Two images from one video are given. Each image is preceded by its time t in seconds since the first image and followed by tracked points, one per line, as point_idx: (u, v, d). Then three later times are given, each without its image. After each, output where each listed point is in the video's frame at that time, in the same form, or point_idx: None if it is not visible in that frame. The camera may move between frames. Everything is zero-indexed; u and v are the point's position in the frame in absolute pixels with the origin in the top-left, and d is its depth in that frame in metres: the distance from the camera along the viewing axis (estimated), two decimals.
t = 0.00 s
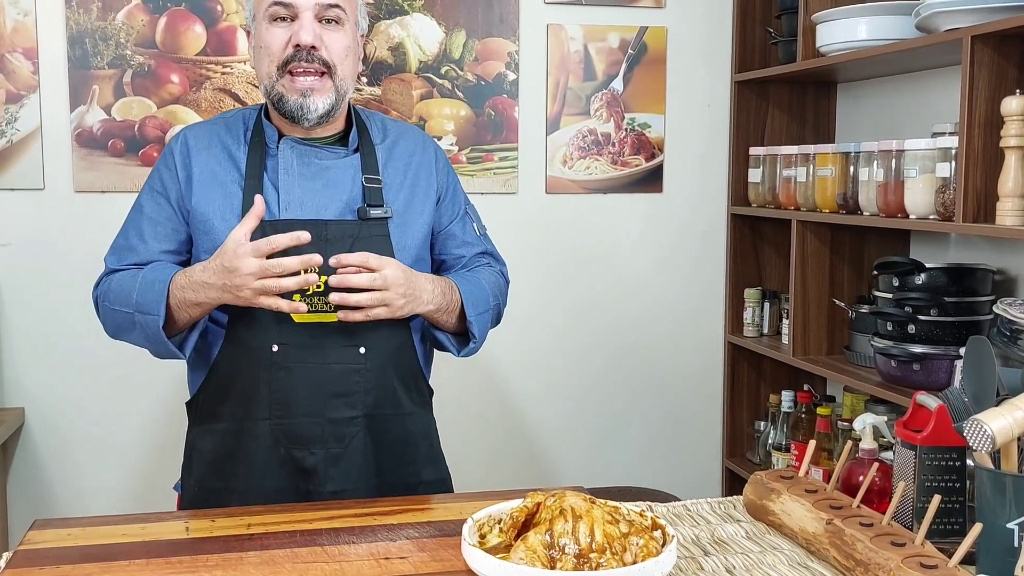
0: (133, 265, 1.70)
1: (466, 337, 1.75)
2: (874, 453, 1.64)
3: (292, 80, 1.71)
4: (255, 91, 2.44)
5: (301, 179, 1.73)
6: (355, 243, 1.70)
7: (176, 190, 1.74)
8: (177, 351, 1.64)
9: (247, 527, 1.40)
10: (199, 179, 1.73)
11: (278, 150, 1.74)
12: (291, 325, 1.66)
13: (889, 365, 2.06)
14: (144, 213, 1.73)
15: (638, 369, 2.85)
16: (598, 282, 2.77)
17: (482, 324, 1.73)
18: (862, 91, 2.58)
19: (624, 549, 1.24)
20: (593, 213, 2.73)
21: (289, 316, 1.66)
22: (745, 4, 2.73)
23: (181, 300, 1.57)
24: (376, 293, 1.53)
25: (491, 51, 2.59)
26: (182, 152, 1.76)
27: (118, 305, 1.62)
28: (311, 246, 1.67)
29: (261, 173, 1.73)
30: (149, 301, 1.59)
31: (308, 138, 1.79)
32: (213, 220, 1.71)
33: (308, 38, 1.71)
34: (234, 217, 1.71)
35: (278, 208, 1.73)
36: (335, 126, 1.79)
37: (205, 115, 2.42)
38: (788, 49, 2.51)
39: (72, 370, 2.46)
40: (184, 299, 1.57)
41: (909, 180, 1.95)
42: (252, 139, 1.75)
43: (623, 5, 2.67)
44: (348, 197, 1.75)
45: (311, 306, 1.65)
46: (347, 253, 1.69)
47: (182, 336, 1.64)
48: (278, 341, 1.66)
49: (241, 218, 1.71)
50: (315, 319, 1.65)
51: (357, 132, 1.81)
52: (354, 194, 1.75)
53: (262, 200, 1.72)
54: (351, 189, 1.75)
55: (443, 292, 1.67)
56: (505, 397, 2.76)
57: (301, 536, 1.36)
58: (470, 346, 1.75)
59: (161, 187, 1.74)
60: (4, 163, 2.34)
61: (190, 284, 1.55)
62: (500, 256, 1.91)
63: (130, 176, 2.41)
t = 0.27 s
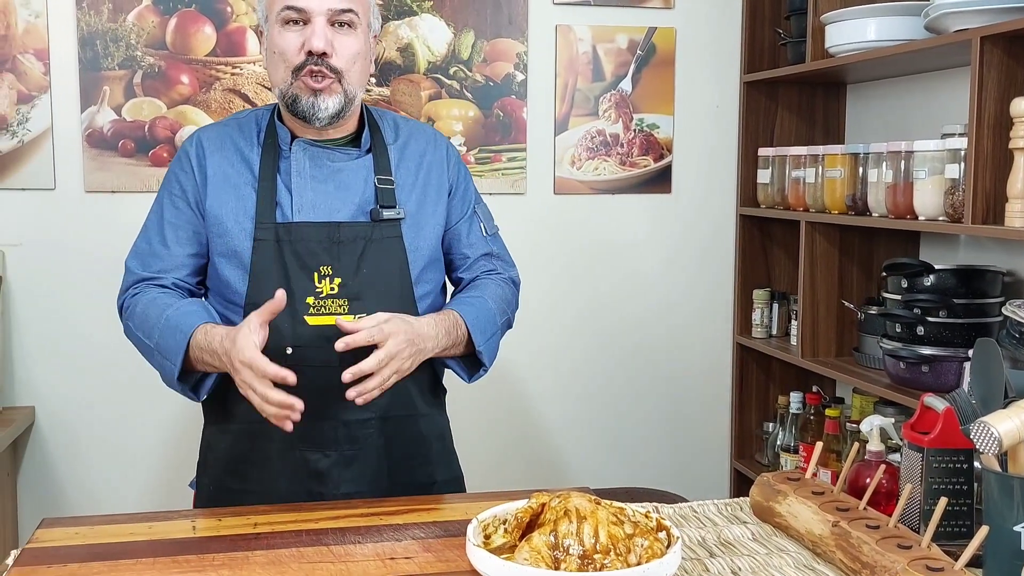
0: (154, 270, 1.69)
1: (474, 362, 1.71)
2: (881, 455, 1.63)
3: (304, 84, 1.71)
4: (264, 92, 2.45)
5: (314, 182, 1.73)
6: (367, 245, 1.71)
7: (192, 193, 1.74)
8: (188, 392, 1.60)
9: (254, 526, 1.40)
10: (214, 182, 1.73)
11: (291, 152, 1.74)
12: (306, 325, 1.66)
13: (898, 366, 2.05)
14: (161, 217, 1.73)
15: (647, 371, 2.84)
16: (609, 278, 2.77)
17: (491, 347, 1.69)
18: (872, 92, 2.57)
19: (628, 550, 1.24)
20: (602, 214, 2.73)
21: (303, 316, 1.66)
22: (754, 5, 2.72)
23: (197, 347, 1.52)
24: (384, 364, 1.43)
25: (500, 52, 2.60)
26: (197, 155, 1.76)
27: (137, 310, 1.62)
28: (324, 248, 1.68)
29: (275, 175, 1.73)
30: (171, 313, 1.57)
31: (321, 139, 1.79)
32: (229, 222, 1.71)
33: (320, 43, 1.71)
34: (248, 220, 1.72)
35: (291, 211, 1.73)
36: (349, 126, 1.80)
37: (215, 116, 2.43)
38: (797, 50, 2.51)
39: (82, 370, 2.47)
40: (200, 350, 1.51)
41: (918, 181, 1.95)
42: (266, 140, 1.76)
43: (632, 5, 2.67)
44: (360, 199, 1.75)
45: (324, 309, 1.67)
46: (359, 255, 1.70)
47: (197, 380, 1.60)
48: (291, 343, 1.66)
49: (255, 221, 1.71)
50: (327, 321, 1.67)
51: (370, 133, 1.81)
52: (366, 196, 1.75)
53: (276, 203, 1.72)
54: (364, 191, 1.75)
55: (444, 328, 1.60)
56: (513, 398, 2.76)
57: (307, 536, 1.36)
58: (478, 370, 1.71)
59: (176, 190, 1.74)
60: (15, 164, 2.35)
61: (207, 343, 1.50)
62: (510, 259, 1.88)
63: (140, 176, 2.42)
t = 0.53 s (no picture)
0: (168, 268, 1.69)
1: (494, 357, 1.70)
2: (880, 456, 1.63)
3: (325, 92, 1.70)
4: (266, 93, 2.46)
5: (329, 181, 1.74)
6: (381, 245, 1.71)
7: (207, 192, 1.74)
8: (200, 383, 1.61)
9: (253, 526, 1.41)
10: (230, 181, 1.74)
11: (306, 152, 1.75)
12: (319, 325, 1.66)
13: (899, 366, 2.05)
14: (176, 215, 1.73)
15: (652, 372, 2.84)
16: (607, 274, 2.76)
17: (511, 340, 1.67)
18: (875, 92, 2.57)
19: (625, 550, 1.24)
20: (604, 212, 2.73)
21: (316, 316, 1.66)
22: (757, 4, 2.72)
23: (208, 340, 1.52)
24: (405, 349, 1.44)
25: (502, 52, 2.60)
26: (212, 154, 1.76)
27: (150, 306, 1.62)
28: (338, 248, 1.68)
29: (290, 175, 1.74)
30: (182, 303, 1.57)
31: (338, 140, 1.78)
32: (244, 221, 1.72)
33: (341, 50, 1.69)
34: (263, 220, 1.72)
35: (306, 211, 1.74)
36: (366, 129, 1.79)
37: (217, 117, 2.44)
38: (799, 50, 2.51)
39: (86, 370, 2.48)
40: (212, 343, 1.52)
41: (920, 181, 1.94)
42: (281, 141, 1.76)
43: (633, 5, 2.67)
44: (375, 199, 1.75)
45: (337, 309, 1.67)
46: (373, 255, 1.70)
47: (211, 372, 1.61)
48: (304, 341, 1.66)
49: (270, 221, 1.72)
50: (339, 321, 1.67)
51: (385, 133, 1.80)
52: (381, 195, 1.76)
53: (291, 202, 1.73)
54: (378, 191, 1.76)
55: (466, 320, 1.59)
56: (516, 398, 2.76)
57: (306, 535, 1.37)
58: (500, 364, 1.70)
59: (192, 189, 1.74)
60: (18, 164, 2.36)
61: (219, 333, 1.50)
62: (527, 256, 1.88)
63: (142, 177, 2.42)
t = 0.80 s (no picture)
0: (198, 271, 1.73)
1: (543, 358, 1.67)
2: (886, 456, 1.61)
3: (372, 121, 1.69)
4: (273, 94, 2.46)
5: (356, 183, 1.75)
6: (407, 247, 1.72)
7: (235, 194, 1.77)
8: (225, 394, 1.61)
9: (257, 525, 1.41)
10: (257, 183, 1.76)
11: (335, 155, 1.76)
12: (344, 325, 1.67)
13: (906, 366, 2.03)
14: (206, 218, 1.76)
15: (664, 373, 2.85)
16: (611, 276, 2.76)
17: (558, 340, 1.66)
18: (882, 90, 2.56)
19: (627, 550, 1.24)
20: (603, 215, 2.73)
21: (342, 316, 1.67)
22: (763, 3, 2.72)
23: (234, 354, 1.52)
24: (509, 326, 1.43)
25: (508, 52, 2.60)
26: (241, 157, 1.79)
27: (180, 310, 1.65)
28: (364, 249, 1.69)
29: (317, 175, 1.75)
30: (211, 318, 1.58)
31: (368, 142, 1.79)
32: (271, 223, 1.74)
33: (392, 83, 1.65)
34: (290, 220, 1.74)
35: (333, 212, 1.75)
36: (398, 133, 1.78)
37: (224, 118, 2.45)
38: (806, 48, 2.50)
39: (95, 370, 2.50)
40: (238, 359, 1.51)
41: (926, 180, 1.93)
42: (309, 142, 1.78)
43: (639, 4, 2.67)
44: (401, 201, 1.76)
45: (363, 309, 1.68)
46: (399, 256, 1.71)
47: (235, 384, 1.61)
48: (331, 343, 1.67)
49: (296, 222, 1.73)
50: (367, 322, 1.67)
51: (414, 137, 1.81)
52: (408, 198, 1.77)
53: (318, 204, 1.75)
54: (406, 194, 1.77)
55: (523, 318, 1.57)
56: (525, 398, 2.76)
57: (309, 535, 1.37)
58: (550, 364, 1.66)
59: (221, 191, 1.77)
60: (27, 166, 2.38)
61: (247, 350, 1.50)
62: (554, 260, 1.89)
63: (150, 178, 2.44)
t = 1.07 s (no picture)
0: (230, 268, 1.74)
1: (580, 358, 1.66)
2: (893, 457, 1.60)
3: (397, 106, 1.69)
4: (282, 94, 2.47)
5: (390, 185, 1.76)
6: (440, 249, 1.73)
7: (269, 193, 1.78)
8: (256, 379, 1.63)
9: (264, 524, 1.41)
10: (291, 183, 1.77)
11: (370, 156, 1.77)
12: (377, 328, 1.68)
13: (916, 366, 2.02)
14: (238, 215, 1.77)
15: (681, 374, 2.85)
16: (619, 279, 2.76)
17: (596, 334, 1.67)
18: (893, 88, 2.55)
19: (631, 551, 1.24)
20: (607, 218, 2.72)
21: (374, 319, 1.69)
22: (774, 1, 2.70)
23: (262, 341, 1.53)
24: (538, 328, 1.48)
25: (517, 52, 2.60)
26: (276, 156, 1.80)
27: (211, 303, 1.66)
28: (398, 252, 1.71)
29: (352, 177, 1.77)
30: (240, 302, 1.60)
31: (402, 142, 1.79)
32: (304, 224, 1.75)
33: (416, 65, 1.67)
34: (324, 222, 1.75)
35: (367, 214, 1.76)
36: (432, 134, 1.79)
37: (234, 118, 2.46)
38: (816, 47, 2.50)
39: (107, 369, 2.51)
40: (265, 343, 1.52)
41: (936, 179, 1.92)
42: (344, 143, 1.79)
43: (648, 3, 2.66)
44: (435, 204, 1.78)
45: (395, 312, 1.69)
46: (432, 258, 1.72)
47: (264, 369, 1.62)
48: (363, 345, 1.69)
49: (330, 223, 1.75)
50: (399, 324, 1.69)
51: (448, 137, 1.82)
52: (441, 201, 1.79)
53: (353, 205, 1.76)
54: (439, 196, 1.79)
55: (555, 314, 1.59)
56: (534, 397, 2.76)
57: (315, 534, 1.38)
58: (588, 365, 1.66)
59: (254, 189, 1.78)
60: (39, 166, 2.40)
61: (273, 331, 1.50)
62: (589, 262, 1.89)
63: (161, 178, 2.45)
